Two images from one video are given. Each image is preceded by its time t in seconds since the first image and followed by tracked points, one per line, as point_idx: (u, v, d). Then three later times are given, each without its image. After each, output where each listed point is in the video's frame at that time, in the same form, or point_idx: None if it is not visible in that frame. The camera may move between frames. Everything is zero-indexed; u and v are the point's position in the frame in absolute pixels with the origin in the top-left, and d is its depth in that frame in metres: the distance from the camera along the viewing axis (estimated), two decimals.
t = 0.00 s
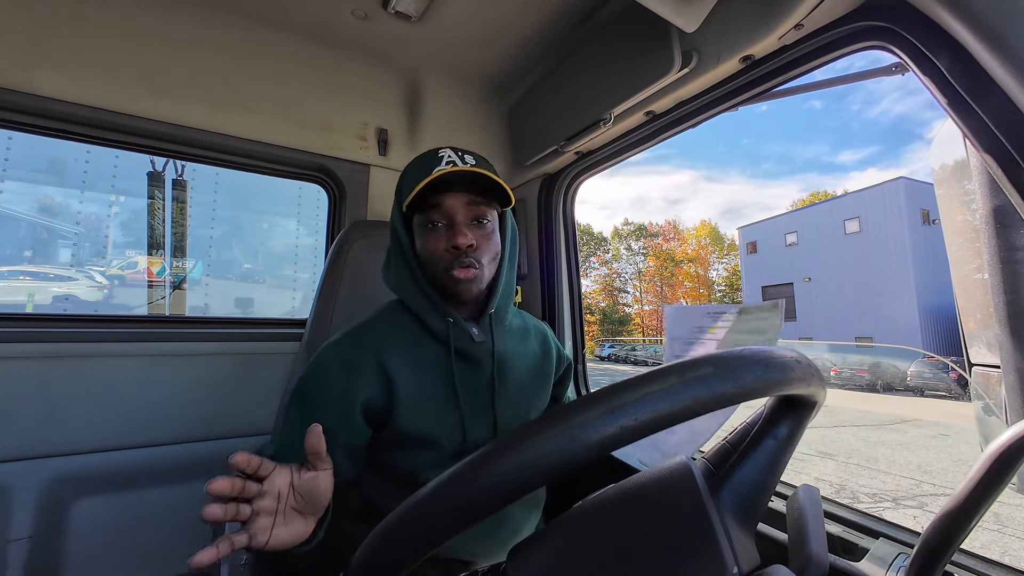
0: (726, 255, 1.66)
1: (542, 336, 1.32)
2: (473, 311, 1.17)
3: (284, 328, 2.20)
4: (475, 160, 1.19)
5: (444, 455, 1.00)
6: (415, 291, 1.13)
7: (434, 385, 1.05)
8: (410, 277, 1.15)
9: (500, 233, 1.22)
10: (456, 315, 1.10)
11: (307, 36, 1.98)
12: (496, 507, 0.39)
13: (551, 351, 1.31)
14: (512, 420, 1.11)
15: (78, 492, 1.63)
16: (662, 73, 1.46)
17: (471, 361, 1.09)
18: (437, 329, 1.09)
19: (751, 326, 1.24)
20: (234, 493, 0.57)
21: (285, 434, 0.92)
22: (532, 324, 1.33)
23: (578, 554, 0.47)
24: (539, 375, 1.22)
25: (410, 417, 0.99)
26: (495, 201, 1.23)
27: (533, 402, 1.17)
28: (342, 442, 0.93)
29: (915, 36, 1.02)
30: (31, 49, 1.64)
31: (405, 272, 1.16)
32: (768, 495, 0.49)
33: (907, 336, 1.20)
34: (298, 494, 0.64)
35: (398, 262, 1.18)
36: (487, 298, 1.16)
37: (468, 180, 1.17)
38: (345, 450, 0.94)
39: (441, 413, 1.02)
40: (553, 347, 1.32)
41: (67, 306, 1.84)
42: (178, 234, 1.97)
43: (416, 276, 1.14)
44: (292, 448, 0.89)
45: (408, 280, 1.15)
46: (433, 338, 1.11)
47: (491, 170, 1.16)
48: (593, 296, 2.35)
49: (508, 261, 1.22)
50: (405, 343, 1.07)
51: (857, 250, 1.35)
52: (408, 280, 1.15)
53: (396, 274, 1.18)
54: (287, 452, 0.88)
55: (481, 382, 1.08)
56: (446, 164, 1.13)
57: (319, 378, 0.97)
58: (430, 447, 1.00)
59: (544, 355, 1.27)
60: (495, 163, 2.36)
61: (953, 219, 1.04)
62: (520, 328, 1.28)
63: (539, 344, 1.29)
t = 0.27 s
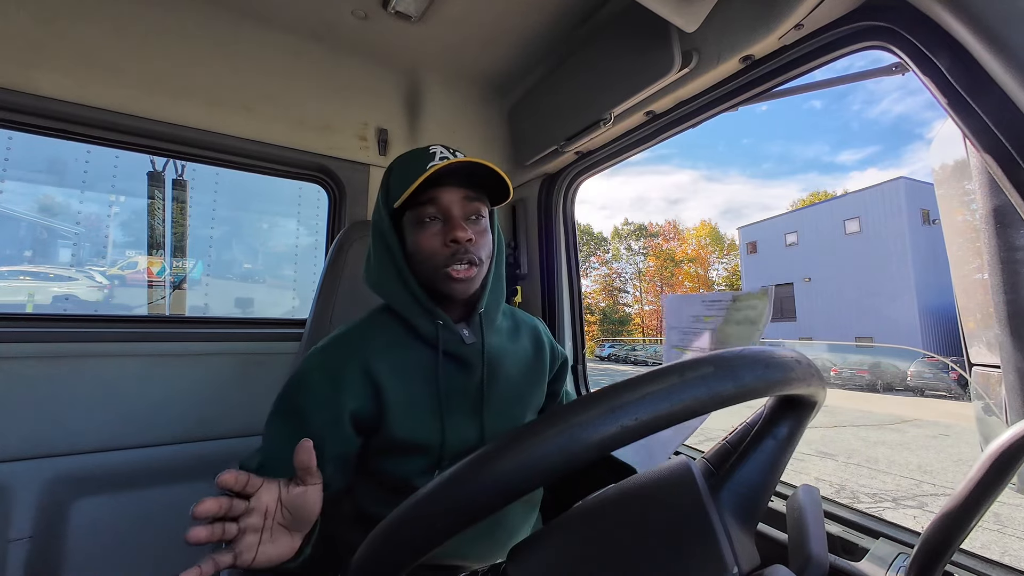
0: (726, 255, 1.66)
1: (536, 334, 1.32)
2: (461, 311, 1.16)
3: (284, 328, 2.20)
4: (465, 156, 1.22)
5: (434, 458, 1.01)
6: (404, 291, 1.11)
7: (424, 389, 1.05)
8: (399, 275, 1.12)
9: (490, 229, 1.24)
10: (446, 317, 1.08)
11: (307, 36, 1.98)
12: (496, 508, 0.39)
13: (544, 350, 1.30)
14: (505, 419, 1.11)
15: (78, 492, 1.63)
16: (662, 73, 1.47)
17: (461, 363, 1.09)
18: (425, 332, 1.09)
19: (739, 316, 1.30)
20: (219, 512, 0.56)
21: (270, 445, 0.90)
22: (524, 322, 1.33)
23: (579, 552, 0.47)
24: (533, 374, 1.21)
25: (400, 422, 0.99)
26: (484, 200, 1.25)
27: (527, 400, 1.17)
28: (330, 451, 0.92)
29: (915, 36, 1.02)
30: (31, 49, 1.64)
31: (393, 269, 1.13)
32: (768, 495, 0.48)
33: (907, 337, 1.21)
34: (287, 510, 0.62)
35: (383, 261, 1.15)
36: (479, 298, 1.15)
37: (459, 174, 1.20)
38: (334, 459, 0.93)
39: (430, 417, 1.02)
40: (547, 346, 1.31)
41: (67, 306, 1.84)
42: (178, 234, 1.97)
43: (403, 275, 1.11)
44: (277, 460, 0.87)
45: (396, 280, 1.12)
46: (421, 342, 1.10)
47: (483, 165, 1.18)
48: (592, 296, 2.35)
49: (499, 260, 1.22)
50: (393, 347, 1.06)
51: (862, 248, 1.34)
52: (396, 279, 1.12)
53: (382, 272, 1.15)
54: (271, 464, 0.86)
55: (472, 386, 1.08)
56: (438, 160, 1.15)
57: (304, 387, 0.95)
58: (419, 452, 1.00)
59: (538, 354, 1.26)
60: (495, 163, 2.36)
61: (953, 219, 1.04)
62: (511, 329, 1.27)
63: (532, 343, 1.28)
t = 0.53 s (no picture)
0: (726, 255, 1.79)
1: (527, 331, 1.33)
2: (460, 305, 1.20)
3: (284, 327, 2.20)
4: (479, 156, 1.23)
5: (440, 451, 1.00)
6: (406, 286, 1.10)
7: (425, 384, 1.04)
8: (404, 266, 1.13)
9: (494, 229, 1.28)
10: (443, 309, 1.09)
11: (307, 35, 1.98)
12: (496, 507, 0.39)
13: (535, 347, 1.33)
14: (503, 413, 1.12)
15: (79, 492, 1.64)
16: (662, 73, 1.47)
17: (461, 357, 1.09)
18: (426, 327, 1.08)
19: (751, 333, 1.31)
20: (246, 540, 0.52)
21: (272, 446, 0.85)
22: (516, 320, 1.34)
23: (578, 552, 0.47)
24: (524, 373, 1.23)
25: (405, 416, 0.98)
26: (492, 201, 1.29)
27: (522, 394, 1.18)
28: (346, 444, 0.87)
29: (915, 36, 1.02)
30: (31, 49, 1.64)
31: (398, 262, 1.14)
32: (768, 495, 0.48)
33: (907, 336, 1.21)
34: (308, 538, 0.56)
35: (390, 253, 1.15)
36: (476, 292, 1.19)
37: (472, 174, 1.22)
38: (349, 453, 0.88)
39: (433, 412, 1.02)
40: (539, 344, 1.33)
41: (67, 306, 1.84)
42: (178, 234, 1.97)
43: (409, 269, 1.11)
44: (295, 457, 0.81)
45: (399, 273, 1.12)
46: (419, 339, 1.09)
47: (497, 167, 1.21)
48: (592, 296, 2.35)
49: (501, 259, 1.25)
50: (393, 343, 1.04)
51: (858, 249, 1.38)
52: (401, 272, 1.12)
53: (387, 263, 1.15)
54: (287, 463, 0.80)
55: (472, 381, 1.08)
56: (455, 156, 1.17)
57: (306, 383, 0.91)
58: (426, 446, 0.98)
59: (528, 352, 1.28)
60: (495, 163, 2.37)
61: (953, 219, 1.04)
62: (503, 327, 1.29)
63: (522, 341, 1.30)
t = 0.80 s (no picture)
0: (726, 255, 1.80)
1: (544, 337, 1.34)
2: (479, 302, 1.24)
3: (284, 327, 2.20)
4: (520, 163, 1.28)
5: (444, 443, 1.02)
6: (432, 278, 1.13)
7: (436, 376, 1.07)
8: (432, 259, 1.15)
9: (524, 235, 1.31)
10: (464, 303, 1.12)
11: (307, 35, 1.98)
12: (496, 507, 0.39)
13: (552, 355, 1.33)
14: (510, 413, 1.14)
15: (78, 492, 1.64)
16: (662, 73, 1.47)
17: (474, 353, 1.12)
18: (444, 319, 1.10)
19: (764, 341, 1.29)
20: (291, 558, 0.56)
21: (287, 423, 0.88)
22: (534, 327, 1.35)
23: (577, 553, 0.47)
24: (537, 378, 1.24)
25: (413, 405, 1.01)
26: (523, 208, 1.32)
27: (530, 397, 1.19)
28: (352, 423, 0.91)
29: (915, 36, 1.02)
30: (31, 49, 1.64)
31: (427, 254, 1.16)
32: (769, 495, 0.48)
33: (907, 336, 1.21)
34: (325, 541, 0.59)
35: (420, 245, 1.17)
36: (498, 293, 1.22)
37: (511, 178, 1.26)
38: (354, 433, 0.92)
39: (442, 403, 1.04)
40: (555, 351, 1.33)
41: (67, 306, 1.84)
42: (178, 234, 1.97)
43: (438, 263, 1.14)
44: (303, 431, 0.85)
45: (426, 261, 1.15)
46: (436, 330, 1.12)
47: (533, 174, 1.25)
48: (593, 296, 2.35)
49: (525, 264, 1.28)
50: (409, 332, 1.08)
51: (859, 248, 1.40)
52: (428, 264, 1.15)
53: (414, 253, 1.18)
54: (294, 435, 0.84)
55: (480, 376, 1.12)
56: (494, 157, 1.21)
57: (324, 364, 0.95)
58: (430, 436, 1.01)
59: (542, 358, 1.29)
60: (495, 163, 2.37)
61: (953, 219, 1.04)
62: (521, 330, 1.30)
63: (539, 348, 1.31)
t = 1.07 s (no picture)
0: (726, 255, 1.83)
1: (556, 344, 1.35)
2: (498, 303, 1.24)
3: (284, 327, 2.20)
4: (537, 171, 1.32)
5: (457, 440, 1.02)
6: (453, 278, 1.15)
7: (452, 374, 1.08)
8: (454, 259, 1.18)
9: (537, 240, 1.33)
10: (485, 305, 1.13)
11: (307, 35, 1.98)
12: (496, 506, 0.39)
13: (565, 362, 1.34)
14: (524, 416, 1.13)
15: (78, 492, 1.64)
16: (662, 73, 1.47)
17: (490, 353, 1.12)
18: (463, 319, 1.12)
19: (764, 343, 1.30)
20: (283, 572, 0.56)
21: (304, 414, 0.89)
22: (546, 335, 1.35)
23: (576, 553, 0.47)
24: (551, 382, 1.24)
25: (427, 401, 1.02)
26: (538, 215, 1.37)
27: (543, 400, 1.18)
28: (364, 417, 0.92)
29: (915, 36, 1.02)
30: (30, 49, 1.64)
31: (449, 254, 1.18)
32: (769, 495, 0.48)
33: (907, 336, 1.22)
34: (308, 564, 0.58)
35: (441, 246, 1.20)
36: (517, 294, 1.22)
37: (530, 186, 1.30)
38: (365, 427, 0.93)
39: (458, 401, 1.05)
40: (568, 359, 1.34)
41: (67, 306, 1.84)
42: (178, 234, 1.97)
43: (460, 263, 1.16)
44: (314, 422, 0.88)
45: (447, 262, 1.17)
46: (453, 329, 1.14)
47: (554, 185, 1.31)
48: (592, 296, 2.36)
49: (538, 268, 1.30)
50: (426, 329, 1.10)
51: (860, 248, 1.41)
52: (449, 264, 1.17)
53: (435, 253, 1.20)
54: (306, 424, 0.87)
55: (495, 375, 1.11)
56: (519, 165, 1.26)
57: (342, 356, 0.97)
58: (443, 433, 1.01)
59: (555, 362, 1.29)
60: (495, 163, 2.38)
61: (953, 219, 1.04)
62: (534, 334, 1.31)
63: (553, 353, 1.31)
